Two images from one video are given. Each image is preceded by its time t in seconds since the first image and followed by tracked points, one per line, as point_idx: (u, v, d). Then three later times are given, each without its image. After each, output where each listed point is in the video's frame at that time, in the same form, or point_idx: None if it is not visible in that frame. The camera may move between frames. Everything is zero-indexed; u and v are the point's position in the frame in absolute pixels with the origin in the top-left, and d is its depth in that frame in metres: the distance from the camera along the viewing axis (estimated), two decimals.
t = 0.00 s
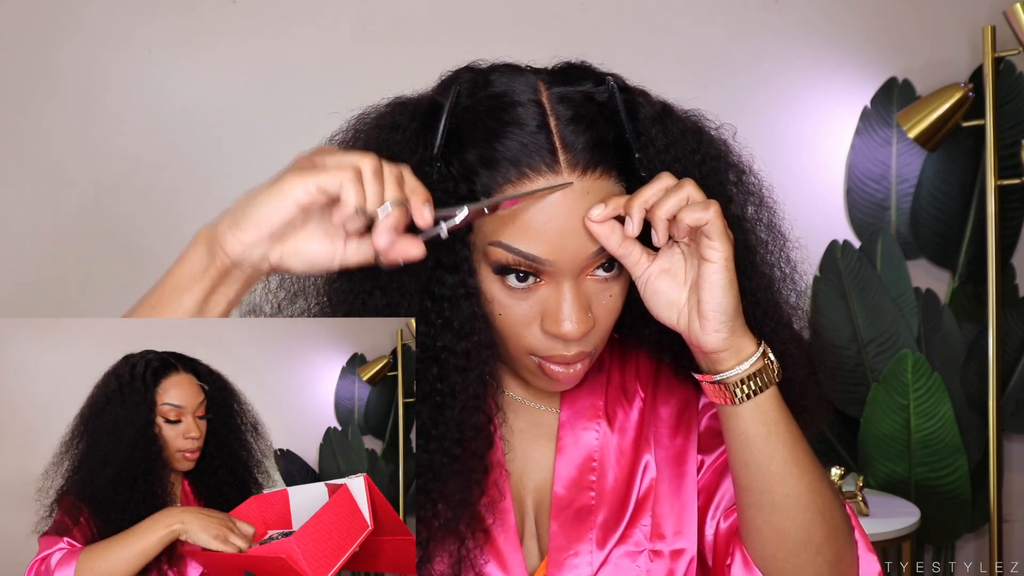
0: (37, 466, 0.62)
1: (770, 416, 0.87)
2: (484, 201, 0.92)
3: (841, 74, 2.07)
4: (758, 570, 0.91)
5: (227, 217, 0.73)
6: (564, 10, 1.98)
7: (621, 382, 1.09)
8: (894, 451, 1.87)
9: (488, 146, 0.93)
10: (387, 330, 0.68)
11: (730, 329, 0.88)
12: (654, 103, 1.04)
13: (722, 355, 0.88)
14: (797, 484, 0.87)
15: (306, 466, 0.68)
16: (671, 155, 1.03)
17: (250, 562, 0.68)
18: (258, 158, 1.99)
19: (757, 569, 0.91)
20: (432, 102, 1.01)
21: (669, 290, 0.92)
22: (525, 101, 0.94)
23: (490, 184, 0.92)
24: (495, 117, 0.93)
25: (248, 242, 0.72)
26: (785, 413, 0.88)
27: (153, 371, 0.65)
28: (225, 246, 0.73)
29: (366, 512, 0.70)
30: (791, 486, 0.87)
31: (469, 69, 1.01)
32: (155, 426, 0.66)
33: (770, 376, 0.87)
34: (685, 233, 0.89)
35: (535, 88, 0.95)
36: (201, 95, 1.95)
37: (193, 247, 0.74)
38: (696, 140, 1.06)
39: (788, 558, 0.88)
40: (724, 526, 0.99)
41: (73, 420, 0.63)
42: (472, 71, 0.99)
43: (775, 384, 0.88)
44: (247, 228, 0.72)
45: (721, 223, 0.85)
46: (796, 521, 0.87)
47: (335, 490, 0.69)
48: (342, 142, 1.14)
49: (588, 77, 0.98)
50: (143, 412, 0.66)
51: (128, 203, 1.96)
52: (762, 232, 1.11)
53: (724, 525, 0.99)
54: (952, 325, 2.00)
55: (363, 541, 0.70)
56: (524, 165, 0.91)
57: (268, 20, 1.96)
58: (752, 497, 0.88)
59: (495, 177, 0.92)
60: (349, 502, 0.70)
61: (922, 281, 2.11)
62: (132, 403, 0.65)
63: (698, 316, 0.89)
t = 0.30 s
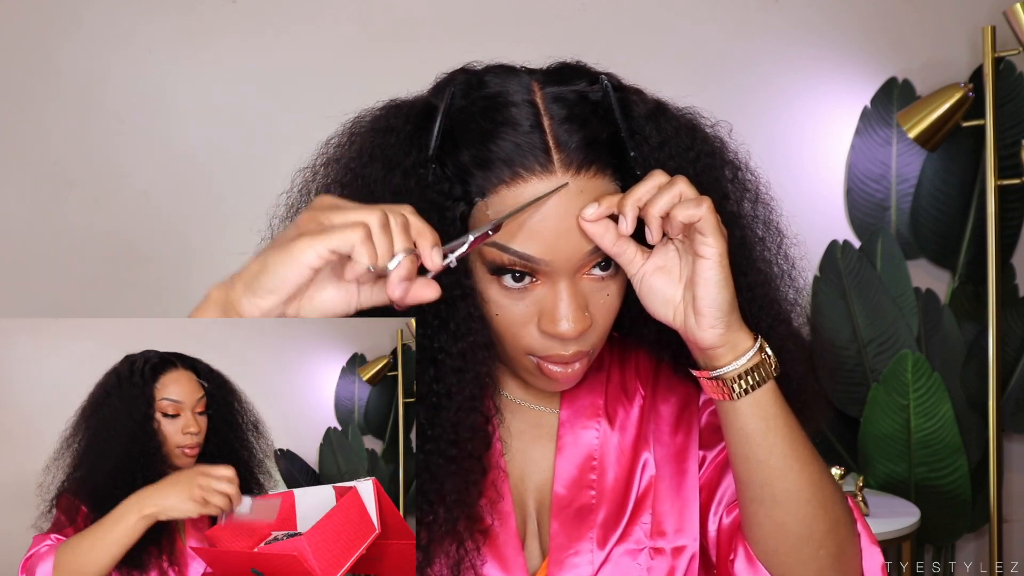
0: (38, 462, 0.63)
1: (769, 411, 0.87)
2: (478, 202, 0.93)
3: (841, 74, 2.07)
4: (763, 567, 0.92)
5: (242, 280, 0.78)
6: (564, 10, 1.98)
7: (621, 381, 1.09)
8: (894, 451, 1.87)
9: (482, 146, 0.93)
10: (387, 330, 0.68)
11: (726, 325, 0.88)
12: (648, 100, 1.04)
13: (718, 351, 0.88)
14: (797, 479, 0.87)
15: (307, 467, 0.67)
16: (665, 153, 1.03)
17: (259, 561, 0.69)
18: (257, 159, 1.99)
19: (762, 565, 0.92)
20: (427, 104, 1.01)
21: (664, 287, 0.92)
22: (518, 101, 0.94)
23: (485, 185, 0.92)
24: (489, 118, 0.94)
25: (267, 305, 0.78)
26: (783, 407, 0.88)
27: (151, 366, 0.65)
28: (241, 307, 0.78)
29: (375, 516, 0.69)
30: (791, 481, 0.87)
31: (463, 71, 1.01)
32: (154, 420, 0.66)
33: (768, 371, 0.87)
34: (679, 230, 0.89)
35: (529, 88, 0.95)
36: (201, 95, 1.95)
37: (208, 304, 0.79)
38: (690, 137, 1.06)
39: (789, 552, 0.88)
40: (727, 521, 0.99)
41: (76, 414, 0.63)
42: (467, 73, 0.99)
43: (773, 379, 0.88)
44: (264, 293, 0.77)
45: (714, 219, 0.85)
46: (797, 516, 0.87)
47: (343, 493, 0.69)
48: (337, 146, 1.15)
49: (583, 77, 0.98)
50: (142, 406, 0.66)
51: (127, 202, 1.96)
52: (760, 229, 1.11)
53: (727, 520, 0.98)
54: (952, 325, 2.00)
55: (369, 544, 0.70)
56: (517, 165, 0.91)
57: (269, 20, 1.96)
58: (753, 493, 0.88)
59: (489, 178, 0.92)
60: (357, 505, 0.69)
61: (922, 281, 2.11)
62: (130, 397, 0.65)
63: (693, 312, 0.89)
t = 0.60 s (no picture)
0: (38, 458, 0.64)
1: (768, 413, 0.87)
2: (477, 209, 0.91)
3: (841, 74, 2.07)
4: (759, 569, 0.92)
5: (226, 142, 0.81)
6: (565, 10, 1.98)
7: (620, 382, 1.09)
8: (894, 451, 1.88)
9: (480, 152, 0.92)
10: (388, 330, 0.68)
11: (727, 328, 0.88)
12: (642, 98, 1.04)
13: (719, 353, 0.88)
14: (796, 481, 0.87)
15: (307, 468, 0.67)
16: (661, 152, 1.03)
17: (261, 562, 0.68)
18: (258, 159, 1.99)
19: (759, 568, 0.92)
20: (419, 110, 1.01)
21: (665, 289, 0.92)
22: (513, 106, 0.94)
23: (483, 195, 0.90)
24: (483, 124, 0.93)
25: (244, 166, 0.80)
26: (783, 409, 0.88)
27: (147, 362, 0.65)
28: (219, 169, 0.81)
29: (377, 516, 0.69)
30: (790, 483, 0.87)
31: (455, 77, 1.02)
32: (147, 413, 0.65)
33: (768, 373, 0.87)
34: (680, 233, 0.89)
35: (522, 92, 0.95)
36: (201, 95, 1.95)
37: (193, 169, 0.83)
38: (685, 135, 1.06)
39: (787, 554, 0.88)
40: (725, 523, 0.99)
41: (75, 405, 0.64)
42: (458, 79, 0.99)
43: (773, 381, 0.88)
44: (244, 152, 0.80)
45: (716, 223, 0.85)
46: (796, 518, 0.87)
47: (346, 495, 0.68)
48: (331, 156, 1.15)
49: (575, 77, 0.98)
50: (133, 399, 0.65)
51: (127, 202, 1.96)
52: (756, 223, 1.11)
53: (724, 522, 0.99)
54: (952, 325, 2.00)
55: (372, 546, 0.69)
56: (515, 170, 0.91)
57: (269, 20, 1.96)
58: (752, 494, 0.88)
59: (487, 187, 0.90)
60: (360, 507, 0.68)
61: (923, 281, 2.11)
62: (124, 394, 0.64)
63: (695, 315, 0.89)
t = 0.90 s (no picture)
0: (36, 456, 0.63)
1: (770, 413, 0.87)
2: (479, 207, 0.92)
3: (841, 74, 2.07)
4: (763, 569, 0.91)
5: (229, 185, 0.78)
6: (565, 9, 1.98)
7: (622, 382, 1.09)
8: (894, 451, 1.88)
9: (483, 152, 0.92)
10: (387, 330, 0.68)
11: (728, 327, 0.88)
12: (645, 99, 1.04)
13: (720, 352, 0.88)
14: (797, 480, 0.87)
15: (308, 468, 0.66)
16: (663, 152, 1.02)
17: (264, 562, 0.67)
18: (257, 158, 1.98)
19: (762, 567, 0.91)
20: (425, 109, 1.01)
21: (666, 289, 0.92)
22: (516, 105, 0.94)
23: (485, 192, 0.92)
24: (488, 124, 0.93)
25: (250, 213, 0.77)
26: (784, 409, 0.88)
27: (149, 363, 0.65)
28: (226, 215, 0.78)
29: (380, 520, 0.69)
30: (791, 482, 0.87)
31: (460, 76, 1.01)
32: (146, 412, 0.65)
33: (769, 373, 0.87)
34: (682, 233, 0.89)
35: (526, 92, 0.95)
36: (201, 95, 1.95)
37: (195, 211, 0.79)
38: (688, 136, 1.06)
39: (788, 553, 0.88)
40: (727, 523, 0.99)
41: (76, 403, 0.63)
42: (463, 78, 0.99)
43: (774, 380, 0.87)
44: (249, 202, 0.76)
45: (717, 222, 0.85)
46: (796, 517, 0.87)
47: (349, 498, 0.68)
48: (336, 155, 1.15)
49: (579, 78, 0.98)
50: (131, 399, 0.64)
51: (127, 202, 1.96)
52: (759, 225, 1.11)
53: (726, 522, 0.99)
54: (952, 325, 2.00)
55: (374, 549, 0.70)
56: (518, 170, 0.91)
57: (268, 20, 1.96)
58: (753, 493, 0.88)
59: (490, 184, 0.92)
60: (363, 509, 0.69)
61: (923, 281, 2.11)
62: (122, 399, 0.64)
63: (696, 314, 0.89)
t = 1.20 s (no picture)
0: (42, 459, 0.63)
1: (771, 410, 0.87)
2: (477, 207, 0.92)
3: (841, 74, 2.07)
4: (765, 565, 0.92)
5: (235, 229, 0.77)
6: (565, 10, 1.98)
7: (623, 381, 1.09)
8: (894, 451, 1.88)
9: (482, 150, 0.93)
10: (388, 330, 0.68)
11: (727, 325, 0.88)
12: (646, 100, 1.04)
13: (720, 351, 0.88)
14: (799, 477, 0.87)
15: (308, 467, 0.66)
16: (663, 153, 1.02)
17: (264, 556, 0.67)
18: (257, 159, 1.98)
19: (765, 564, 0.91)
20: (426, 108, 1.01)
21: (665, 288, 0.92)
22: (516, 105, 0.94)
23: (484, 191, 0.92)
24: (487, 123, 0.94)
25: (260, 256, 0.76)
26: (785, 406, 0.88)
27: (158, 365, 0.64)
28: (234, 259, 0.77)
29: (381, 517, 0.69)
30: (793, 479, 0.87)
31: (462, 75, 1.01)
32: (158, 419, 0.65)
33: (770, 370, 0.87)
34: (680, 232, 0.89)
35: (527, 91, 0.95)
36: (200, 95, 1.95)
37: (199, 253, 0.78)
38: (689, 136, 1.06)
39: (791, 550, 0.88)
40: (730, 519, 0.98)
41: (83, 408, 0.63)
42: (465, 78, 0.99)
43: (774, 378, 0.88)
44: (259, 243, 0.76)
45: (714, 221, 0.85)
46: (798, 513, 0.87)
47: (351, 494, 0.69)
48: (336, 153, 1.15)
49: (580, 77, 0.98)
50: (143, 404, 0.64)
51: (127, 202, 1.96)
52: (759, 226, 1.11)
53: (730, 518, 0.98)
54: (952, 325, 2.00)
55: (376, 545, 0.70)
56: (516, 168, 0.91)
57: (268, 20, 1.95)
58: (755, 490, 0.88)
59: (488, 183, 0.92)
60: (365, 505, 0.69)
61: (923, 281, 2.11)
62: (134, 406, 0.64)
63: (695, 313, 0.89)
